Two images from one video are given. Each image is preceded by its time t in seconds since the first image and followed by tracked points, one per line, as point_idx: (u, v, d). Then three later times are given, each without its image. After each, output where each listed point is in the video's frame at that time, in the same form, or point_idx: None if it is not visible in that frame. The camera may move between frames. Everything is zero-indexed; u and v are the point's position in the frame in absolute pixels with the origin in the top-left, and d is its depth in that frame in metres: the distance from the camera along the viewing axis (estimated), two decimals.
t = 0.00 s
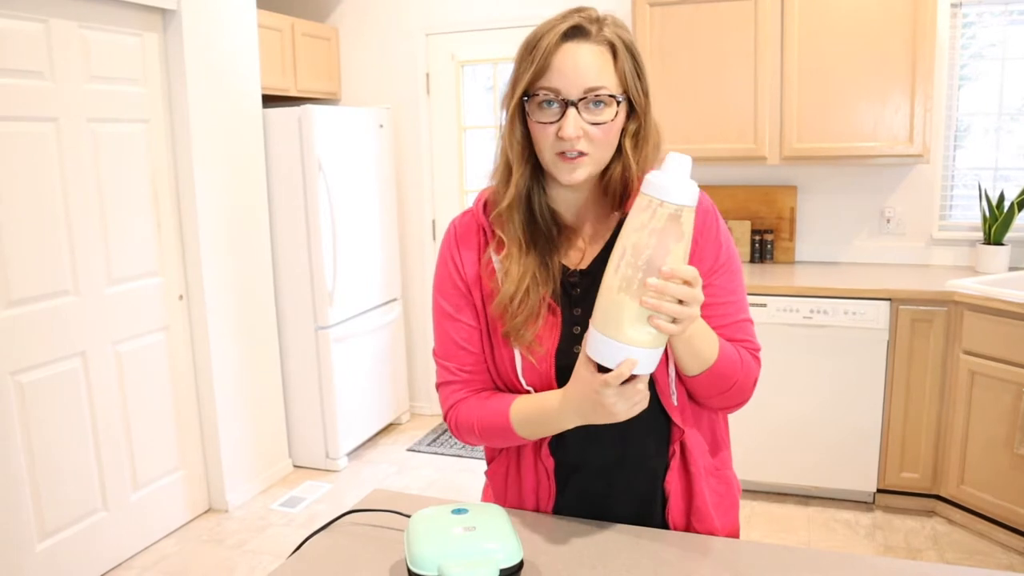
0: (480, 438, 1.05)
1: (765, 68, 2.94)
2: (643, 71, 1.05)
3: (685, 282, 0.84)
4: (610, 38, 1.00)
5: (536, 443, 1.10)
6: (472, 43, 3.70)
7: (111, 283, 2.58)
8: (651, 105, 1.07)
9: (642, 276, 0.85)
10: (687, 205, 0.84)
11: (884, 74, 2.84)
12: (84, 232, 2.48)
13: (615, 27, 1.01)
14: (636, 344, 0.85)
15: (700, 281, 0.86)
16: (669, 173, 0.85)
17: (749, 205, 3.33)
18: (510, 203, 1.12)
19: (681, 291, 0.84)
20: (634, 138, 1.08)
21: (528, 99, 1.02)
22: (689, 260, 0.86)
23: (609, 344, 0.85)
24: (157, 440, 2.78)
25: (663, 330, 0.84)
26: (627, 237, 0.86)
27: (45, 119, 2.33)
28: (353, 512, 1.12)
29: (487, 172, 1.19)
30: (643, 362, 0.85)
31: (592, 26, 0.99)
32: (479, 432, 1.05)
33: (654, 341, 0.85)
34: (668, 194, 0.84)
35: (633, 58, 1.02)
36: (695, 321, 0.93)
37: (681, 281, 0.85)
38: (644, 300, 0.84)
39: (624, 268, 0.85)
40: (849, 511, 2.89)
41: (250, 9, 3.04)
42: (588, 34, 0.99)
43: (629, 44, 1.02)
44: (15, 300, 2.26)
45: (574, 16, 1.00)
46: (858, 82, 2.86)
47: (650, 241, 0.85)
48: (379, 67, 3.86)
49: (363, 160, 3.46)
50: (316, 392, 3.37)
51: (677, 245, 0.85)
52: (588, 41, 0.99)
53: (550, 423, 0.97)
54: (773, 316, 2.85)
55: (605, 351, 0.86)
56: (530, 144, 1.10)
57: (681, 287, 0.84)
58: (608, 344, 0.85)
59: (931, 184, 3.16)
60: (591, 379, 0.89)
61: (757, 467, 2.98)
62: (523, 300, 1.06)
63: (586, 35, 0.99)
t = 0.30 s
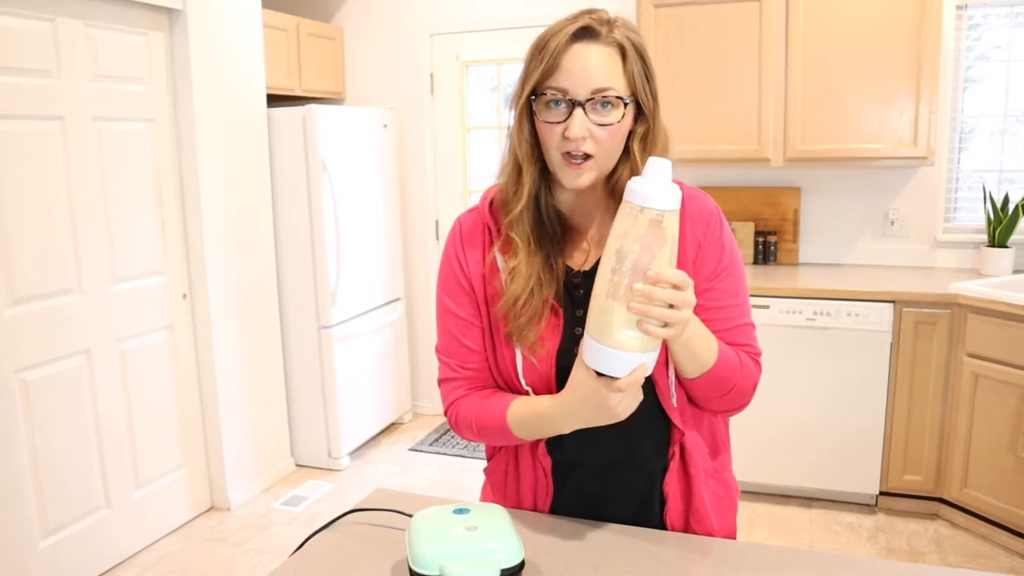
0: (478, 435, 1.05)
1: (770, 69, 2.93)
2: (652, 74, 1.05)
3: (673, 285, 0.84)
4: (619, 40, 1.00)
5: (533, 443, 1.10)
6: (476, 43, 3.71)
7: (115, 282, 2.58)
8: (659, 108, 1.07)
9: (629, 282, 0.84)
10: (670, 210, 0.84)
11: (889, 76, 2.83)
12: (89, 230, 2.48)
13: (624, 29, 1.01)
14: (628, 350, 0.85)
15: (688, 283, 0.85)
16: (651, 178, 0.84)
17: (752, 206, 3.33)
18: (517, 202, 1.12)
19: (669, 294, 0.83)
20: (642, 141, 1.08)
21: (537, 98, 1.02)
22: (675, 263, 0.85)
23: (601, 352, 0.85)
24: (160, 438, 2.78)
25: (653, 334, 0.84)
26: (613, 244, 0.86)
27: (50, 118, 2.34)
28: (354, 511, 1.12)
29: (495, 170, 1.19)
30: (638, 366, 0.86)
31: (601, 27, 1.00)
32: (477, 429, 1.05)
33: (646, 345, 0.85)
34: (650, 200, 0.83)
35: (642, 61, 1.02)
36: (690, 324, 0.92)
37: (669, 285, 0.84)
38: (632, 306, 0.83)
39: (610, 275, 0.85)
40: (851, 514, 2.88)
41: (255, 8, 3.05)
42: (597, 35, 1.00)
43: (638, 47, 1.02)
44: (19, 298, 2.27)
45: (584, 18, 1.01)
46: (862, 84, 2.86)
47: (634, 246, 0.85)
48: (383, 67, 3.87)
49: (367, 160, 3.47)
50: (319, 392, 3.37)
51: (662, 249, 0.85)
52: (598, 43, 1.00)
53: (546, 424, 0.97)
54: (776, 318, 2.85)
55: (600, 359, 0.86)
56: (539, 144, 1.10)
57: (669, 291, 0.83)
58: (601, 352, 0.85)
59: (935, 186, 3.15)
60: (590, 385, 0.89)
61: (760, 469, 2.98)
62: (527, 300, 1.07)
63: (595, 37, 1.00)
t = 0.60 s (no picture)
0: (475, 434, 1.05)
1: (773, 72, 2.94)
2: (656, 78, 1.06)
3: (674, 293, 0.85)
4: (624, 44, 1.01)
5: (531, 445, 1.11)
6: (480, 45, 3.72)
7: (119, 282, 2.60)
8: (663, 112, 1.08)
9: (630, 292, 0.85)
10: (668, 221, 0.84)
11: (891, 79, 2.83)
12: (92, 231, 2.49)
13: (629, 33, 1.02)
14: (631, 358, 0.85)
15: (688, 290, 0.86)
16: (650, 190, 0.84)
17: (754, 208, 3.33)
18: (519, 205, 1.13)
19: (670, 304, 0.84)
20: (645, 144, 1.09)
21: (542, 101, 1.02)
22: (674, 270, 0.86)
23: (604, 361, 0.86)
24: (163, 438, 2.79)
25: (654, 343, 0.85)
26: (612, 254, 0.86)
27: (55, 119, 2.35)
28: (355, 512, 1.13)
29: (498, 171, 1.20)
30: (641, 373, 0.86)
31: (607, 31, 1.00)
32: (473, 428, 1.05)
33: (648, 353, 0.86)
34: (648, 213, 0.83)
35: (646, 65, 1.03)
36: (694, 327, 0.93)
37: (670, 294, 0.85)
38: (633, 317, 0.84)
39: (611, 285, 0.86)
40: (853, 516, 2.88)
41: (259, 10, 3.06)
42: (603, 39, 1.00)
43: (642, 52, 1.03)
44: (23, 298, 2.28)
45: (590, 21, 1.01)
46: (865, 86, 2.86)
47: (634, 256, 0.85)
48: (386, 69, 3.88)
49: (370, 162, 3.48)
50: (321, 393, 3.38)
51: (663, 257, 0.85)
52: (603, 47, 1.00)
53: (542, 425, 0.98)
54: (778, 321, 2.85)
55: (603, 368, 0.86)
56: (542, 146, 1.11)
57: (670, 300, 0.84)
58: (604, 361, 0.86)
59: (938, 189, 3.15)
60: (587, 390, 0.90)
61: (761, 472, 2.98)
62: (527, 303, 1.07)
63: (601, 41, 1.00)
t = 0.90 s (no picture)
0: (469, 427, 1.07)
1: (773, 76, 2.94)
2: (655, 80, 1.06)
3: (706, 318, 0.84)
4: (623, 47, 1.01)
5: (525, 440, 1.12)
6: (481, 50, 3.72)
7: (121, 285, 2.60)
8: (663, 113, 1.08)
9: (664, 305, 0.84)
10: (721, 245, 0.82)
11: (892, 83, 2.83)
12: (94, 234, 2.50)
13: (628, 35, 1.02)
14: (648, 367, 0.86)
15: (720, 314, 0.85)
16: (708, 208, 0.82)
17: (755, 213, 3.33)
18: (520, 206, 1.13)
19: (699, 328, 0.84)
20: (646, 145, 1.09)
21: (541, 104, 1.02)
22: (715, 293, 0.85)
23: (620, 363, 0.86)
24: (164, 441, 2.79)
25: (674, 359, 0.85)
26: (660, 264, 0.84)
27: (58, 123, 2.36)
28: (353, 515, 1.13)
29: (500, 172, 1.20)
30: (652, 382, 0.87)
31: (606, 35, 1.01)
32: (469, 423, 1.06)
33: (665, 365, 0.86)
34: (708, 234, 0.81)
35: (646, 67, 1.03)
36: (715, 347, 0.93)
37: (702, 317, 0.84)
38: (661, 329, 0.84)
39: (647, 292, 0.84)
40: (854, 521, 2.87)
41: (261, 14, 3.07)
42: (602, 42, 1.00)
43: (641, 54, 1.03)
44: (26, 301, 2.29)
45: (589, 25, 1.02)
46: (866, 91, 2.86)
47: (677, 271, 0.83)
48: (387, 73, 3.89)
49: (371, 165, 3.49)
50: (322, 397, 3.38)
51: (708, 279, 0.84)
52: (602, 50, 1.00)
53: (537, 414, 0.99)
54: (779, 325, 2.85)
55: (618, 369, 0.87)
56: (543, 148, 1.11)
57: (700, 324, 0.84)
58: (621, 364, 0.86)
59: (939, 193, 3.15)
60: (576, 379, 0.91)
61: (762, 476, 2.97)
62: (527, 304, 1.08)
63: (600, 44, 1.01)
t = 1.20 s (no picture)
0: (470, 427, 1.07)
1: (774, 77, 2.94)
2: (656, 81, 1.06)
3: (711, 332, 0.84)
4: (624, 48, 1.01)
5: (525, 441, 1.12)
6: (482, 51, 3.72)
7: (121, 286, 2.60)
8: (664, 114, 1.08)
9: (670, 315, 0.83)
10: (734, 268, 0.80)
11: (893, 84, 2.83)
12: (95, 235, 2.50)
13: (629, 37, 1.02)
14: (645, 371, 0.86)
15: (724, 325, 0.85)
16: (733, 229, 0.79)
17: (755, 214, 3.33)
18: (521, 208, 1.13)
19: (702, 340, 0.84)
20: (647, 146, 1.09)
21: (543, 106, 1.02)
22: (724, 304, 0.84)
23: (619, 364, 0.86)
24: (163, 441, 2.79)
25: (672, 368, 0.85)
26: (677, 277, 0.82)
27: (59, 123, 2.36)
28: (352, 516, 1.13)
29: (502, 174, 1.20)
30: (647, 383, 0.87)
31: (607, 36, 1.01)
32: (470, 422, 1.06)
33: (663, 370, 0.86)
34: (726, 254, 0.79)
35: (647, 69, 1.04)
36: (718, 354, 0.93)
37: (706, 329, 0.84)
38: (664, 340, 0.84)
39: (654, 298, 0.84)
40: (853, 522, 2.88)
41: (261, 15, 3.07)
42: (603, 44, 1.01)
43: (642, 55, 1.03)
44: (27, 301, 2.29)
45: (590, 26, 1.02)
46: (866, 93, 2.86)
47: (691, 285, 0.82)
48: (387, 74, 3.89)
49: (371, 166, 3.49)
50: (321, 398, 3.38)
51: (718, 294, 0.82)
52: (603, 51, 1.00)
53: (537, 417, 0.99)
54: (779, 326, 2.85)
55: (616, 369, 0.87)
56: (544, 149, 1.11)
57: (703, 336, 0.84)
58: (619, 364, 0.86)
59: (940, 195, 3.15)
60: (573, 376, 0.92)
61: (761, 478, 2.97)
62: (528, 306, 1.07)
63: (601, 46, 1.01)
